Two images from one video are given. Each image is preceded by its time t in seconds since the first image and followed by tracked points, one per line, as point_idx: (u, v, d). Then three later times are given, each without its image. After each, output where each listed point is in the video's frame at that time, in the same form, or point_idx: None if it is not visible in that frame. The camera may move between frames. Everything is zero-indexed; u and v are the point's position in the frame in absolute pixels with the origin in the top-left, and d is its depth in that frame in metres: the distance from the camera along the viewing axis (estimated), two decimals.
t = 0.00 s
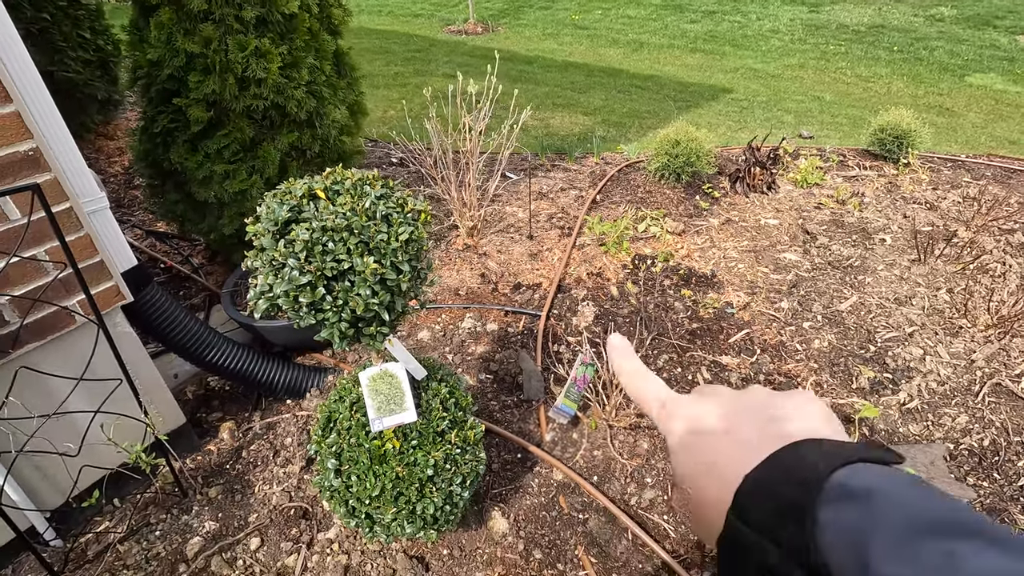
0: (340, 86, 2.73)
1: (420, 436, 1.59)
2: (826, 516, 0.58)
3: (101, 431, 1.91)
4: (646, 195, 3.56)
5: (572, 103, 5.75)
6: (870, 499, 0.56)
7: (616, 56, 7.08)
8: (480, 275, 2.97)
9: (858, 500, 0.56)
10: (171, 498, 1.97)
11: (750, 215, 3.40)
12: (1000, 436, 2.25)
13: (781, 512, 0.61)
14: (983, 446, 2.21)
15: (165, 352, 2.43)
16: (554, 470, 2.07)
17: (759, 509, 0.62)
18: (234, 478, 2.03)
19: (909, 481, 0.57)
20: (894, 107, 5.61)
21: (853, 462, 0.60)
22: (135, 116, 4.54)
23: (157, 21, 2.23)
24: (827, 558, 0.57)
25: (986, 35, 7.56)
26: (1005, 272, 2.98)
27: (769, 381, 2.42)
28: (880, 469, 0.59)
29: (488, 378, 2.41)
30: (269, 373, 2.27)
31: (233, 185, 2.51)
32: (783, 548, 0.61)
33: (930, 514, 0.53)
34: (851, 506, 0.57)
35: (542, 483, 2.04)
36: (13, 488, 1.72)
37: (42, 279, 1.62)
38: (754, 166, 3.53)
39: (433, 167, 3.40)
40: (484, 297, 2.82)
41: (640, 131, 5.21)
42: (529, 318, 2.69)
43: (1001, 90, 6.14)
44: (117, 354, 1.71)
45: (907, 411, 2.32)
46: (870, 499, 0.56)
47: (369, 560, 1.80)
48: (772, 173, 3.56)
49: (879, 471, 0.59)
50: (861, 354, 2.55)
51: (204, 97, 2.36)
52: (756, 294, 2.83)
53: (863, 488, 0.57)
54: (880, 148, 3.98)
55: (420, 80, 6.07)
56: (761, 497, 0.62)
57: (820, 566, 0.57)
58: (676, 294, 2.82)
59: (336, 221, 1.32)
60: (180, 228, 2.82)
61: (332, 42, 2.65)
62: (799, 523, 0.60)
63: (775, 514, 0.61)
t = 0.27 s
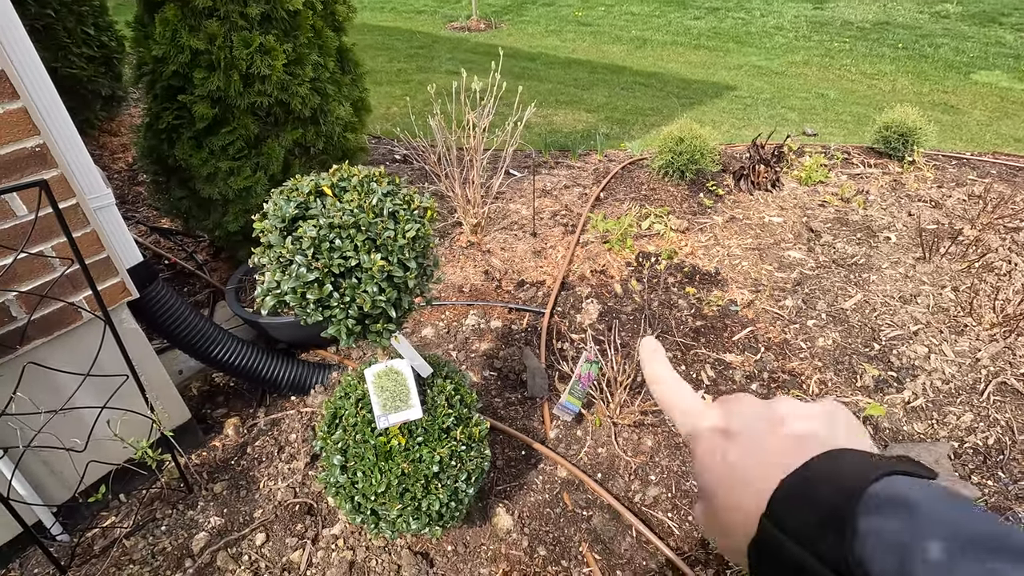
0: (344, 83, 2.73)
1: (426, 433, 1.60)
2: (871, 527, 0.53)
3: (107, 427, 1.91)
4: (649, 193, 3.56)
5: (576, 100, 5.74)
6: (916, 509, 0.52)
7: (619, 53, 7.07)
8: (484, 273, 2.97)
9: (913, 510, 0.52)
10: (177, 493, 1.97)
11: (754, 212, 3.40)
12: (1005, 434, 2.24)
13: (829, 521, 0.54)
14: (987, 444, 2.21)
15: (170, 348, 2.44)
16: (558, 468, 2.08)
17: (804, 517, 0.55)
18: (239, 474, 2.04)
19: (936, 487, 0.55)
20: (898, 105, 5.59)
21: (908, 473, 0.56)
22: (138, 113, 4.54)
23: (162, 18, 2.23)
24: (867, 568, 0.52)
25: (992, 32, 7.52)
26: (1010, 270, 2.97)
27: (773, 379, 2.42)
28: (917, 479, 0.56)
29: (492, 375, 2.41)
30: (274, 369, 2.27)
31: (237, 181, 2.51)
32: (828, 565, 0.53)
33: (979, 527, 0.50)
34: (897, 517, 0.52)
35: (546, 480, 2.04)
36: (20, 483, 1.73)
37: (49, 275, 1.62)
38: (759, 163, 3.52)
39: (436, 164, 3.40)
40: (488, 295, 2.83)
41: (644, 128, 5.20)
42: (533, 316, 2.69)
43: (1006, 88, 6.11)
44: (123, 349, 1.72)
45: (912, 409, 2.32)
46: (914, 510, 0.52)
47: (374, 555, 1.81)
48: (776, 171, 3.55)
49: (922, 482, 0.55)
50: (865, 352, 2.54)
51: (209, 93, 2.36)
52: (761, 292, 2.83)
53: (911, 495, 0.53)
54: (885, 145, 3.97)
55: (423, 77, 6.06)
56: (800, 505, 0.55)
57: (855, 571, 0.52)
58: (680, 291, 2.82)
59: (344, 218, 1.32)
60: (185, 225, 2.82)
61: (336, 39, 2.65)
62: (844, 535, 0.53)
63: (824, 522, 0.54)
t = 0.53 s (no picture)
0: (346, 81, 2.72)
1: (428, 433, 1.59)
2: None
3: (108, 426, 1.91)
4: (651, 191, 3.55)
5: (577, 98, 5.73)
6: None
7: (621, 51, 7.05)
8: (486, 271, 2.96)
9: None
10: (178, 492, 1.97)
11: (757, 211, 3.38)
12: (1009, 434, 2.24)
13: None
14: (991, 444, 2.20)
15: (172, 346, 2.43)
16: (560, 467, 2.07)
17: None
18: (240, 473, 2.04)
19: None
20: (901, 103, 5.58)
21: (690, 569, 0.73)
22: (139, 111, 4.53)
23: (163, 15, 2.22)
24: None
25: (995, 30, 7.50)
26: (1014, 270, 2.96)
27: (776, 378, 2.41)
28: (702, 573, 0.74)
29: (494, 374, 2.40)
30: (276, 368, 2.27)
31: (239, 180, 2.50)
32: None
33: None
34: None
35: (548, 480, 2.03)
36: (22, 482, 1.72)
37: (51, 273, 1.62)
38: (761, 162, 3.50)
39: (438, 162, 3.39)
40: (490, 293, 2.82)
41: (646, 126, 5.18)
42: (535, 314, 2.68)
43: (1009, 86, 6.09)
44: (125, 348, 1.71)
45: (916, 409, 2.31)
46: None
47: (375, 555, 1.81)
48: (779, 169, 3.54)
49: None
50: (869, 351, 2.53)
51: (211, 91, 2.35)
52: (763, 291, 2.82)
53: None
54: (888, 144, 3.96)
55: (424, 75, 6.05)
56: None
57: None
58: (683, 290, 2.81)
59: (347, 216, 1.31)
60: (186, 223, 2.82)
61: (338, 36, 2.64)
62: None
63: None
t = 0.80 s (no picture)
0: (347, 79, 2.71)
1: (429, 430, 1.59)
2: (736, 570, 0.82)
3: (110, 423, 1.91)
4: (652, 189, 3.54)
5: (578, 96, 5.72)
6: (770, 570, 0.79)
7: (622, 49, 7.04)
8: (487, 269, 2.96)
9: (765, 568, 0.80)
10: (180, 489, 1.97)
11: (758, 209, 3.38)
12: (1011, 432, 2.23)
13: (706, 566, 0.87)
14: (993, 442, 2.20)
15: (173, 344, 2.43)
16: (561, 465, 2.07)
17: (693, 565, 0.89)
18: (242, 470, 2.04)
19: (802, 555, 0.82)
20: (903, 101, 5.57)
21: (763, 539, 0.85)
22: (140, 109, 4.53)
23: (164, 12, 2.22)
24: None
25: (997, 28, 7.48)
26: (1016, 268, 2.96)
27: (777, 376, 2.41)
28: (783, 542, 0.85)
29: (495, 372, 2.40)
30: (277, 366, 2.27)
31: (240, 177, 2.50)
32: None
33: None
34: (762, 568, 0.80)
35: (549, 477, 2.03)
36: (24, 479, 1.72)
37: (52, 270, 1.62)
38: (763, 160, 3.50)
39: (439, 160, 3.39)
40: (491, 291, 2.82)
41: (647, 124, 5.17)
42: (536, 312, 2.68)
43: (1011, 84, 6.08)
44: (126, 345, 1.71)
45: (917, 407, 2.31)
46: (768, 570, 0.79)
47: (377, 552, 1.81)
48: (780, 167, 3.53)
49: (784, 550, 0.82)
50: (870, 349, 2.53)
51: (211, 88, 2.35)
52: (765, 289, 2.82)
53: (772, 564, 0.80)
54: (889, 142, 3.95)
55: (424, 73, 6.04)
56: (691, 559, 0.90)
57: None
58: (684, 288, 2.81)
59: (348, 213, 1.31)
60: (187, 221, 2.82)
61: (339, 33, 2.63)
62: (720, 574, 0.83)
63: (704, 565, 0.87)
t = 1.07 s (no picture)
0: (346, 78, 2.71)
1: (426, 430, 1.60)
2: None
3: (108, 423, 1.91)
4: (651, 189, 3.54)
5: (578, 95, 5.72)
6: None
7: (622, 48, 7.03)
8: (485, 269, 2.97)
9: None
10: (179, 489, 1.98)
11: (757, 209, 3.38)
12: (1008, 432, 2.24)
13: None
14: (990, 442, 2.21)
15: (172, 343, 2.44)
16: (559, 465, 2.08)
17: None
18: (240, 470, 2.04)
19: None
20: (903, 100, 5.57)
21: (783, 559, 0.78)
22: (139, 108, 4.53)
23: (161, 12, 2.22)
24: None
25: (997, 27, 7.47)
26: (1014, 268, 2.96)
27: (775, 376, 2.41)
28: (800, 568, 0.77)
29: (493, 372, 2.41)
30: (276, 365, 2.27)
31: (238, 177, 2.50)
32: None
33: None
34: None
35: (547, 477, 2.04)
36: (22, 478, 1.73)
37: (51, 270, 1.62)
38: (762, 159, 3.50)
39: (437, 160, 3.39)
40: (490, 291, 2.82)
41: (647, 124, 5.17)
42: (534, 312, 2.68)
43: (1011, 84, 6.08)
44: (124, 346, 1.72)
45: (915, 407, 2.32)
46: None
47: (374, 551, 1.81)
48: (779, 167, 3.54)
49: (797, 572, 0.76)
50: (868, 350, 2.53)
51: (210, 88, 2.35)
52: (763, 289, 2.82)
53: None
54: (888, 142, 3.95)
55: (424, 72, 6.04)
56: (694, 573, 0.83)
57: None
58: (682, 288, 2.81)
59: (345, 215, 1.31)
60: (186, 220, 2.82)
61: (338, 33, 2.63)
62: None
63: None
